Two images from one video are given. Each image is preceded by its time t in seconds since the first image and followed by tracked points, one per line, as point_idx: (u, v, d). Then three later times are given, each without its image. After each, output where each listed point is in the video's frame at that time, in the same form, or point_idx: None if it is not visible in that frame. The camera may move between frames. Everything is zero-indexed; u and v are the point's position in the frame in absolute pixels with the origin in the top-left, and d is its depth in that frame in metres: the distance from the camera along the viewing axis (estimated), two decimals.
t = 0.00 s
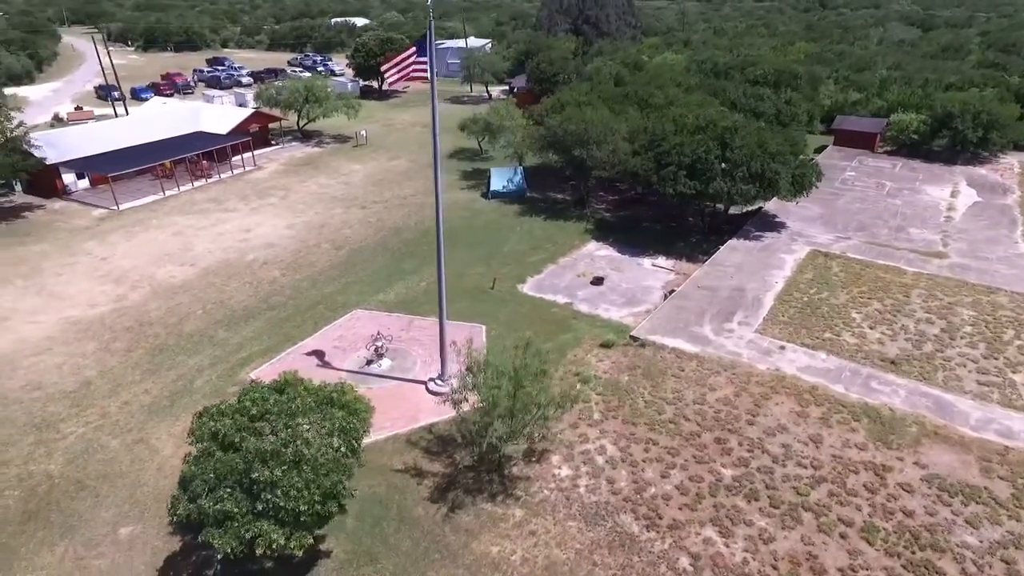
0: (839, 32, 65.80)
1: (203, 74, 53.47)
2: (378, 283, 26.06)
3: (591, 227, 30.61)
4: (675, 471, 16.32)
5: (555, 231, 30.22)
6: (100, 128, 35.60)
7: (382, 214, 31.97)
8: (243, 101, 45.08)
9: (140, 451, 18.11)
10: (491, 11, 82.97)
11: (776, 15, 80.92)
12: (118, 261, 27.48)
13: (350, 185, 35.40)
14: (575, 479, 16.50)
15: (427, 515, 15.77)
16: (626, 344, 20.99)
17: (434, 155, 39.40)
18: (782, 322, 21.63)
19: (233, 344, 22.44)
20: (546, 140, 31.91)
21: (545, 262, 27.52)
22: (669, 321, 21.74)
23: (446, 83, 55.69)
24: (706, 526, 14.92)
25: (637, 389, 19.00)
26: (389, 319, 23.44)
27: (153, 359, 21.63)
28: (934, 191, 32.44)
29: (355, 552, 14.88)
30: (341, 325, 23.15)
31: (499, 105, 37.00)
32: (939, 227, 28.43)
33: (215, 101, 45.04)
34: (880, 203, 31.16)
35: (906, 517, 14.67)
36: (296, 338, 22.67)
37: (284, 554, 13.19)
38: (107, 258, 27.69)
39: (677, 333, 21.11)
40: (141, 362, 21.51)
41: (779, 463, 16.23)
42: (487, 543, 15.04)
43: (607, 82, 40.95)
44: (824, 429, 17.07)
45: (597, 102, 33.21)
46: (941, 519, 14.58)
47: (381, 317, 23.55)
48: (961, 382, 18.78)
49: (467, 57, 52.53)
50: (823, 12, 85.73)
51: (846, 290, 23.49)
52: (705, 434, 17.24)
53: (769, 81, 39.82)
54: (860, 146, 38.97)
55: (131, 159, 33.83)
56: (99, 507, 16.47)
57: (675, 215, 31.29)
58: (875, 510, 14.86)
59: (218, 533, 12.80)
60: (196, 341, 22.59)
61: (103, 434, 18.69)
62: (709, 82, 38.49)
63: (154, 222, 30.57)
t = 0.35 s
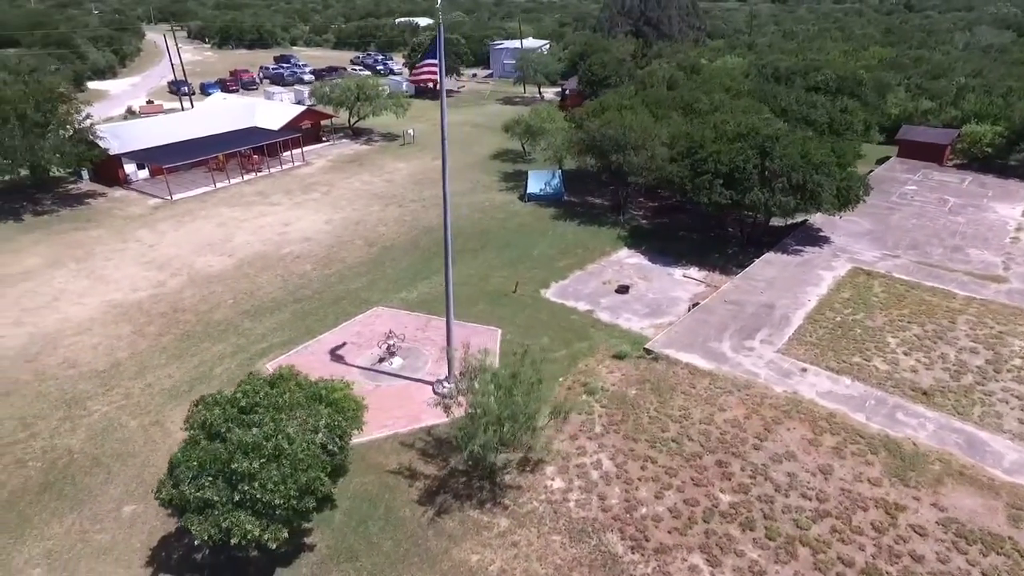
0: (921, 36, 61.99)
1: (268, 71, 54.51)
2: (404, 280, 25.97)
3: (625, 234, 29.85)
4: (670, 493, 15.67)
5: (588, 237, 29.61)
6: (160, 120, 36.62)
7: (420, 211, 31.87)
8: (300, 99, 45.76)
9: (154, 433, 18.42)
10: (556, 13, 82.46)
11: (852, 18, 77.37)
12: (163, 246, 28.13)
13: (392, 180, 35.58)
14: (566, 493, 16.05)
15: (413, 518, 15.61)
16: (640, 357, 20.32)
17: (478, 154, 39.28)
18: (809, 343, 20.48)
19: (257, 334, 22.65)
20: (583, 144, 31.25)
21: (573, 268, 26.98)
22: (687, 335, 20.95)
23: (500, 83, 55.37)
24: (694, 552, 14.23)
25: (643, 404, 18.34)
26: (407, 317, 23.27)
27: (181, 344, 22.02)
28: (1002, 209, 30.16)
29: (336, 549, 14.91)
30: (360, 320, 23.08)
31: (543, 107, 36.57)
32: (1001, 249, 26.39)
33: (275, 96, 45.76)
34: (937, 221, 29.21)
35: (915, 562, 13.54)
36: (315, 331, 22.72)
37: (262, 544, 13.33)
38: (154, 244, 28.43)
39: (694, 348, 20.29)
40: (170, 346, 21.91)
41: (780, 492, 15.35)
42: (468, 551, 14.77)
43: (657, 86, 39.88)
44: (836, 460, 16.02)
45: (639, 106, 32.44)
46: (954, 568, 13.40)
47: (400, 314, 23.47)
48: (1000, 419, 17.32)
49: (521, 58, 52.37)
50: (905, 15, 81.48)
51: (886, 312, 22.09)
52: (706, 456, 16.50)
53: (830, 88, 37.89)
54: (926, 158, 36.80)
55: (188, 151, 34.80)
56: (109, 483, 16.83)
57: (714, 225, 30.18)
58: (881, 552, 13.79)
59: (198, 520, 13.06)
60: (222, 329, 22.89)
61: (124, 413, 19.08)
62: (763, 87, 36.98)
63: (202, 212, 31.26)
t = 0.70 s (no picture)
0: (995, 40, 58.48)
1: (317, 69, 55.46)
2: (424, 280, 25.94)
3: (652, 241, 29.15)
4: (659, 510, 15.17)
5: (614, 242, 29.03)
6: (207, 114, 37.48)
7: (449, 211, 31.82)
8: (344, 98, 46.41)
9: (165, 419, 18.77)
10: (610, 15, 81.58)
11: (922, 21, 73.80)
12: (198, 237, 28.71)
13: (426, 179, 35.68)
14: (554, 504, 15.73)
15: (398, 519, 15.54)
16: (648, 368, 19.77)
17: (514, 155, 39.08)
18: (828, 362, 19.54)
19: (274, 327, 22.92)
20: (613, 148, 30.65)
21: (594, 274, 26.49)
22: (698, 348, 20.29)
23: (544, 84, 55.01)
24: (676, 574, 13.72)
25: (644, 417, 17.84)
26: (421, 317, 23.14)
27: (202, 334, 22.42)
28: None
29: (319, 544, 14.95)
30: (375, 319, 23.06)
31: (579, 110, 36.08)
32: None
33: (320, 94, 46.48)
34: (987, 238, 27.52)
35: None
36: (328, 326, 22.88)
37: (242, 536, 13.39)
38: (190, 234, 28.99)
39: (704, 362, 19.63)
40: (191, 335, 22.35)
41: (776, 518, 14.65)
42: (448, 556, 14.60)
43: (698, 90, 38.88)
44: (840, 488, 15.19)
45: (674, 111, 31.69)
46: None
47: (414, 314, 23.40)
48: None
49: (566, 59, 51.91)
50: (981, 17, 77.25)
51: (916, 334, 20.90)
52: (702, 475, 15.92)
53: (882, 95, 36.17)
54: (984, 171, 34.77)
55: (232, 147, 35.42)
56: (117, 464, 17.25)
57: (746, 235, 29.19)
58: None
59: (182, 508, 13.19)
60: (242, 321, 23.23)
61: (139, 398, 19.53)
62: (809, 93, 35.62)
63: (239, 205, 31.86)
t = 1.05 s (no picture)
0: None
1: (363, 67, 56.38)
2: (441, 279, 25.92)
3: (677, 248, 28.44)
4: (646, 527, 14.74)
5: (637, 249, 28.43)
6: (250, 111, 38.34)
7: (475, 213, 31.75)
8: (384, 97, 46.95)
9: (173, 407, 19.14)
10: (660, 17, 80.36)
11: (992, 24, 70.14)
12: (228, 229, 29.43)
13: (457, 179, 35.80)
14: (540, 513, 15.49)
15: (383, 518, 15.55)
16: (653, 379, 19.25)
17: (547, 156, 38.78)
18: (843, 382, 18.66)
19: (289, 321, 23.23)
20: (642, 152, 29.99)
21: (613, 280, 25.99)
22: (706, 361, 19.67)
23: (586, 86, 54.57)
24: None
25: (642, 429, 17.39)
26: (432, 317, 23.14)
27: (220, 326, 22.87)
28: None
29: (303, 537, 15.07)
30: (387, 317, 23.15)
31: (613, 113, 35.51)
32: None
33: (362, 93, 47.13)
34: None
35: None
36: (341, 322, 23.09)
37: (222, 526, 13.57)
38: (221, 227, 29.67)
39: (711, 376, 18.99)
40: (209, 326, 22.80)
41: (766, 543, 14.03)
42: (428, 559, 14.52)
43: (737, 94, 37.78)
44: (839, 517, 14.43)
45: (706, 115, 30.91)
46: None
47: (426, 313, 23.41)
48: None
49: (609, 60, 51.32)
50: None
51: (944, 357, 19.78)
52: (694, 493, 15.39)
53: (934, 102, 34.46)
54: None
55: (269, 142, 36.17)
56: (124, 448, 17.73)
57: (776, 245, 28.21)
58: None
59: (167, 494, 13.46)
60: (260, 314, 23.61)
61: (154, 384, 20.03)
62: (855, 98, 34.22)
63: (272, 199, 32.54)
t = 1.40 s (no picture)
0: None
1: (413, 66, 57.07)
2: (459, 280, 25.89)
3: (705, 258, 27.58)
4: (626, 546, 14.29)
5: (664, 257, 27.70)
6: (296, 107, 39.26)
7: (504, 214, 31.63)
8: (429, 97, 47.38)
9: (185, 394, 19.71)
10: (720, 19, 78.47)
11: None
12: (262, 222, 30.22)
13: (491, 180, 35.78)
14: (521, 523, 15.24)
15: (366, 516, 15.61)
16: (657, 392, 18.68)
17: (584, 159, 38.31)
18: (859, 407, 17.65)
19: (307, 315, 23.64)
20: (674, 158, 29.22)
21: (634, 289, 25.40)
22: (714, 377, 18.94)
23: (635, 88, 53.70)
24: None
25: (637, 444, 16.89)
26: (444, 318, 23.14)
27: (240, 316, 23.48)
28: None
29: (286, 530, 15.28)
30: (400, 315, 23.30)
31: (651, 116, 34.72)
32: None
33: (408, 91, 47.67)
34: None
35: None
36: (355, 318, 23.32)
37: (202, 515, 13.80)
38: (256, 220, 30.50)
39: (717, 393, 18.28)
40: (231, 317, 23.42)
41: (750, 572, 13.36)
42: (403, 561, 14.49)
43: (784, 99, 36.38)
44: (832, 551, 13.61)
45: (745, 121, 29.89)
46: None
47: (439, 314, 23.44)
48: None
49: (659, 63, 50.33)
50: None
51: (974, 387, 18.49)
52: (681, 514, 14.83)
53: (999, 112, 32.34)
54: None
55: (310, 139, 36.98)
56: (133, 431, 18.36)
57: (810, 258, 27.00)
58: None
59: (152, 480, 13.80)
60: (280, 306, 24.11)
61: (171, 371, 20.68)
62: (910, 106, 32.48)
63: (308, 195, 33.27)
